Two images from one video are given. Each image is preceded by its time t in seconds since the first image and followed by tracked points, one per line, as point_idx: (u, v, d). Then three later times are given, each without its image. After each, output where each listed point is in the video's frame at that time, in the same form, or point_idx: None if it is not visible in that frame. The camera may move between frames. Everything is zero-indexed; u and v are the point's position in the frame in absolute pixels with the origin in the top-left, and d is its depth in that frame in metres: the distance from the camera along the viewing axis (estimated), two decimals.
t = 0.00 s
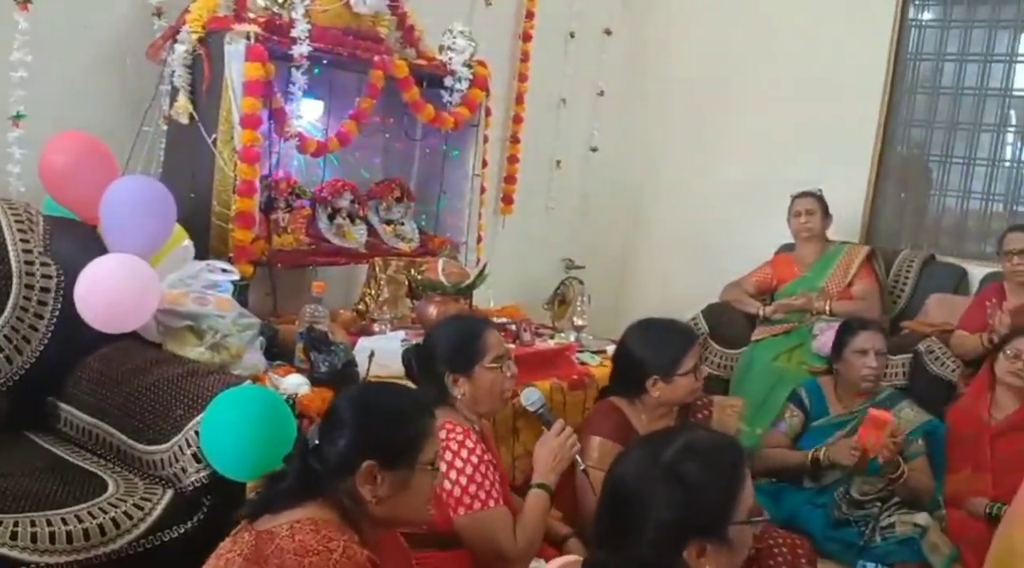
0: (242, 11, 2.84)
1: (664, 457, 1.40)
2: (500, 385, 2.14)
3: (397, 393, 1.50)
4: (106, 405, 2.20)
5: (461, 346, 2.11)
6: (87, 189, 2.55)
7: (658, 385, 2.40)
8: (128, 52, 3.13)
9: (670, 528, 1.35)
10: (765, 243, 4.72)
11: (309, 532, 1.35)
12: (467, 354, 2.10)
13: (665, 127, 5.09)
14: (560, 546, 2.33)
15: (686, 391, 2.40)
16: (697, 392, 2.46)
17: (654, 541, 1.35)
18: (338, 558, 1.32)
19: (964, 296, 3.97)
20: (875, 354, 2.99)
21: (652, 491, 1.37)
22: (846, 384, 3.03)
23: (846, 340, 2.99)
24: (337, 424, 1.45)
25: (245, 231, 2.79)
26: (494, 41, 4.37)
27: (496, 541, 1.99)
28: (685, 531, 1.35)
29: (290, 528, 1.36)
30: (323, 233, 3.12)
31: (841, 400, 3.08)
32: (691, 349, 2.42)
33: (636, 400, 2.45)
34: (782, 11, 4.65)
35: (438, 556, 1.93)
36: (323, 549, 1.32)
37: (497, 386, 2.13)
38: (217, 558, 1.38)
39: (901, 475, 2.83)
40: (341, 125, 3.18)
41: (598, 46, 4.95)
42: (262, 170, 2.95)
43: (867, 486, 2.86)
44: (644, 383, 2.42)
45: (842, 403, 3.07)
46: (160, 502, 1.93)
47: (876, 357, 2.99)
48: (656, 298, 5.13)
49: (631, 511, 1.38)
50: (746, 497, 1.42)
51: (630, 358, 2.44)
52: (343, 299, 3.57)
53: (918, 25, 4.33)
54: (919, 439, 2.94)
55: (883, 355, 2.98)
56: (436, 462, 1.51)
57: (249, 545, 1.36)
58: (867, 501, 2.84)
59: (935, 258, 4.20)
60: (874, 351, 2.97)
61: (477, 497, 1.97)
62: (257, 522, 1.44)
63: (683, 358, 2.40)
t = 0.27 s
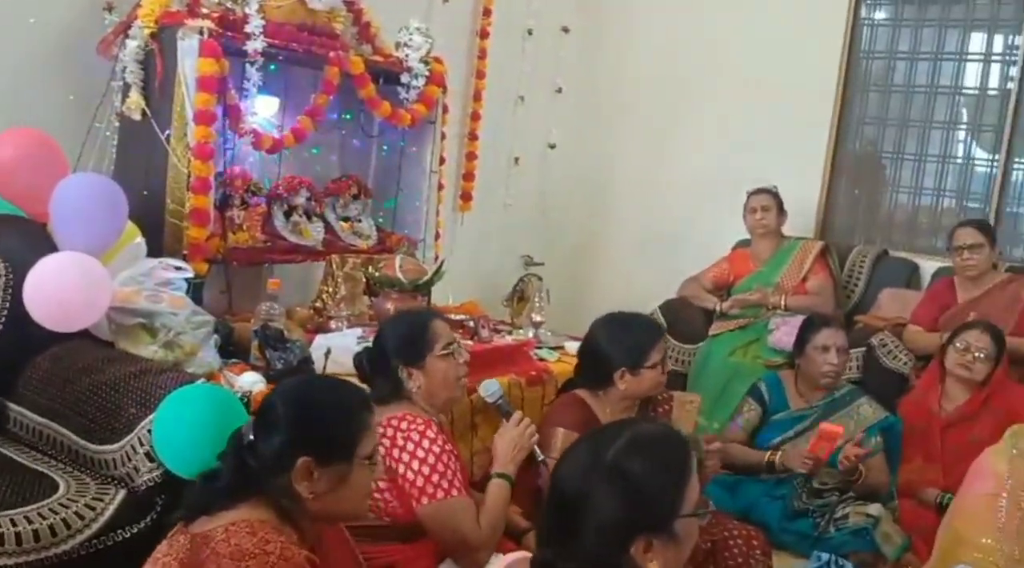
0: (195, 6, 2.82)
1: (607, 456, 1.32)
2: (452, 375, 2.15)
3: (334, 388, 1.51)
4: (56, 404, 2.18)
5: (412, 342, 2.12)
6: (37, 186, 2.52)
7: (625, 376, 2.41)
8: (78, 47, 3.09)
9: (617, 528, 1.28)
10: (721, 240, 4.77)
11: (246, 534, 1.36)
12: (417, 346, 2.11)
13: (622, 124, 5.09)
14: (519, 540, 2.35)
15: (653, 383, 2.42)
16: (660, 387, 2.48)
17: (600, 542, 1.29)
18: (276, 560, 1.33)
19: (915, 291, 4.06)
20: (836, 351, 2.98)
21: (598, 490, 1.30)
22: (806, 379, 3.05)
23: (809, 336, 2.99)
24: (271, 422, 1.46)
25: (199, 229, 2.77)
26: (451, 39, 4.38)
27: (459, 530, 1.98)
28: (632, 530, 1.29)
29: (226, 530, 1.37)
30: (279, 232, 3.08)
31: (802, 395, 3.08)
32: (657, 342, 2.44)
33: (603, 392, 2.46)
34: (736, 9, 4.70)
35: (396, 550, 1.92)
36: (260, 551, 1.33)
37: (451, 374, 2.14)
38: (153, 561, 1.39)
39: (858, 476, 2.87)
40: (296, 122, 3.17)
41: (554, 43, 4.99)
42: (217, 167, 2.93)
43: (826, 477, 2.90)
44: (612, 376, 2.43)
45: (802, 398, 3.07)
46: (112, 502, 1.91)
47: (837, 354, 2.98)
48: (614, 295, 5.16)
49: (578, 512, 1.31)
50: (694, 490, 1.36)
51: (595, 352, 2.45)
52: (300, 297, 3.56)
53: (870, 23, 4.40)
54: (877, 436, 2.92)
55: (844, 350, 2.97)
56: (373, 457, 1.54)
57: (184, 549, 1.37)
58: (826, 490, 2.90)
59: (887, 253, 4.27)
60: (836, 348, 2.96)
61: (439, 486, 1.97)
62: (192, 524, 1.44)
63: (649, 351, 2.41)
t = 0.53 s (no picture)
0: (142, 2, 2.77)
1: (556, 454, 1.32)
2: (406, 378, 2.13)
3: (288, 387, 1.50)
4: None
5: (366, 340, 2.10)
6: None
7: (586, 369, 2.41)
8: (22, 45, 3.02)
9: (573, 525, 1.28)
10: (676, 235, 4.82)
11: (193, 535, 1.35)
12: (369, 346, 2.10)
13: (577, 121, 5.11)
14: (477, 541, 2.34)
15: (613, 377, 2.42)
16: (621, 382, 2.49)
17: (558, 540, 1.28)
18: (224, 560, 1.33)
19: (866, 284, 4.13)
20: (784, 343, 3.00)
21: (551, 488, 1.29)
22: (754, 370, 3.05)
23: (756, 328, 3.01)
24: (218, 421, 1.45)
25: (150, 228, 2.72)
26: (404, 35, 4.35)
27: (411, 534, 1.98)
28: (588, 526, 1.29)
29: (172, 531, 1.36)
30: (232, 230, 3.05)
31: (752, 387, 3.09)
32: (617, 337, 2.45)
33: (564, 384, 2.45)
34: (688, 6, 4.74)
35: (348, 552, 1.97)
36: (208, 552, 1.33)
37: (403, 377, 2.13)
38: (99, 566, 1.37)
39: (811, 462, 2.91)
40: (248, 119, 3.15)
41: (509, 40, 4.96)
42: (168, 166, 2.90)
43: (778, 469, 2.94)
44: (573, 370, 2.42)
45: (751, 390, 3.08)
46: (62, 506, 1.88)
47: (785, 346, 3.00)
48: (571, 290, 5.19)
49: (530, 511, 1.30)
50: (646, 485, 1.36)
51: (556, 346, 2.44)
52: (254, 296, 3.52)
53: (819, 20, 4.47)
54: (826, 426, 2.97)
55: (792, 342, 3.00)
56: (322, 453, 1.53)
57: (132, 550, 1.36)
58: (778, 483, 2.92)
59: (839, 247, 4.33)
60: (784, 340, 2.98)
61: (391, 490, 1.95)
62: (139, 525, 1.42)
63: (611, 345, 2.42)
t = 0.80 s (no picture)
0: None
1: (518, 443, 1.33)
2: (363, 386, 2.12)
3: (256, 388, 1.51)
4: None
5: (326, 341, 2.08)
6: None
7: (553, 364, 2.42)
8: None
9: (534, 518, 1.28)
10: (636, 229, 4.85)
11: (162, 533, 1.35)
12: (330, 346, 2.08)
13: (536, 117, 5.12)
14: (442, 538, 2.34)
15: (578, 373, 2.43)
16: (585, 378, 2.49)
17: (522, 534, 1.28)
18: (191, 560, 1.33)
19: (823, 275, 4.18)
20: (737, 332, 3.02)
21: (512, 481, 1.29)
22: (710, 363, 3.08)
23: (707, 319, 3.04)
24: (183, 421, 1.45)
25: (104, 229, 2.68)
26: (361, 32, 4.33)
27: (366, 544, 1.97)
28: (550, 517, 1.29)
29: (139, 531, 1.36)
30: (189, 230, 3.03)
31: (706, 377, 3.11)
32: (584, 335, 2.45)
33: (528, 379, 2.45)
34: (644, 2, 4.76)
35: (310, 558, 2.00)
36: (175, 551, 1.33)
37: (361, 388, 2.11)
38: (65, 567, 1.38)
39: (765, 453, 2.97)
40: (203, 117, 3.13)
41: (465, 35, 4.98)
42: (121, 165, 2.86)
43: (738, 460, 3.00)
44: (537, 364, 2.43)
45: (708, 381, 3.11)
46: (18, 511, 1.94)
47: (738, 335, 3.02)
48: (533, 286, 5.17)
49: (492, 504, 1.30)
50: (604, 469, 1.39)
51: (522, 338, 2.46)
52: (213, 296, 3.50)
53: (773, 14, 4.51)
54: (782, 413, 3.04)
55: (743, 331, 3.02)
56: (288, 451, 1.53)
57: (98, 550, 1.37)
58: (738, 473, 2.98)
59: (796, 239, 4.38)
60: (735, 329, 3.01)
61: (344, 501, 1.95)
62: (106, 526, 1.42)
63: (576, 339, 2.43)
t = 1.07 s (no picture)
0: None
1: (474, 436, 1.33)
2: (319, 394, 2.11)
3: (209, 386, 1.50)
4: None
5: (283, 343, 2.07)
6: None
7: (510, 361, 2.42)
8: None
9: (488, 509, 1.30)
10: (595, 226, 4.88)
11: (117, 536, 1.34)
12: (286, 348, 2.06)
13: (493, 115, 5.13)
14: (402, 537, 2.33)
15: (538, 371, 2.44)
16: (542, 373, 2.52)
17: (476, 525, 1.30)
18: (147, 561, 1.32)
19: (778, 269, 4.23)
20: (695, 327, 3.05)
21: (468, 476, 1.30)
22: (670, 356, 3.12)
23: (666, 314, 3.07)
24: (137, 420, 1.44)
25: (53, 231, 2.65)
26: (315, 32, 4.31)
27: (320, 550, 1.96)
28: (503, 511, 1.30)
29: (94, 534, 1.35)
30: (141, 231, 2.98)
31: (666, 372, 3.16)
32: (541, 330, 2.46)
33: (485, 379, 2.45)
34: None
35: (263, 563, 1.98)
36: (130, 553, 1.32)
37: (315, 397, 2.10)
38: None
39: (726, 441, 2.98)
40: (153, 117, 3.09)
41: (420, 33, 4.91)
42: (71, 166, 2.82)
43: (696, 453, 3.02)
44: (495, 361, 2.43)
45: (667, 375, 3.15)
46: None
47: (696, 329, 3.05)
48: (493, 283, 5.21)
49: (448, 496, 1.32)
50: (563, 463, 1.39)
51: (480, 333, 2.44)
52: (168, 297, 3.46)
53: (727, 12, 4.55)
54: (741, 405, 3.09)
55: (702, 325, 3.05)
56: (244, 450, 1.53)
57: (51, 554, 1.35)
58: (697, 467, 3.00)
59: (752, 234, 4.43)
60: (694, 323, 3.04)
61: (297, 508, 1.93)
62: (58, 531, 1.40)
63: (533, 335, 2.44)
